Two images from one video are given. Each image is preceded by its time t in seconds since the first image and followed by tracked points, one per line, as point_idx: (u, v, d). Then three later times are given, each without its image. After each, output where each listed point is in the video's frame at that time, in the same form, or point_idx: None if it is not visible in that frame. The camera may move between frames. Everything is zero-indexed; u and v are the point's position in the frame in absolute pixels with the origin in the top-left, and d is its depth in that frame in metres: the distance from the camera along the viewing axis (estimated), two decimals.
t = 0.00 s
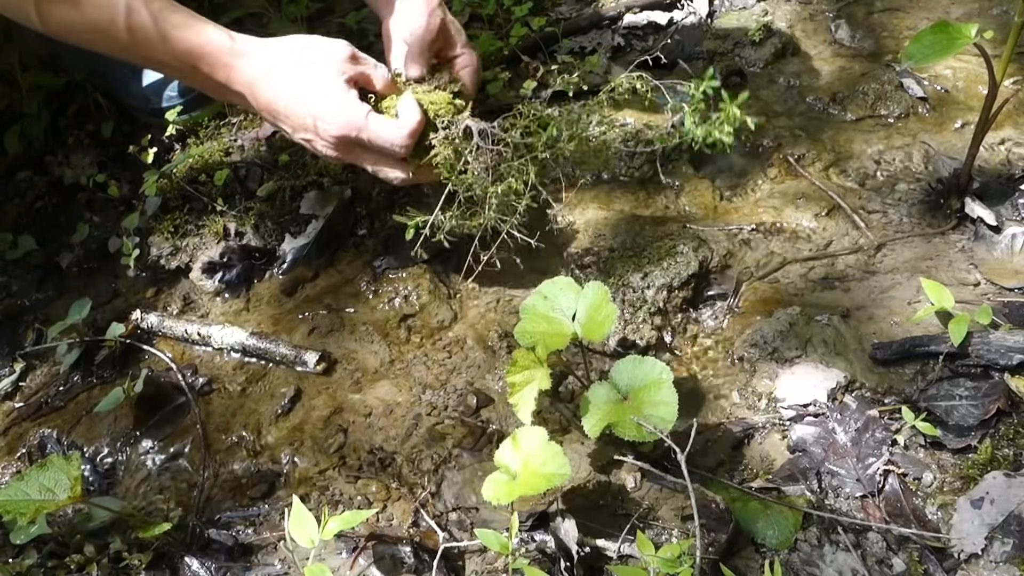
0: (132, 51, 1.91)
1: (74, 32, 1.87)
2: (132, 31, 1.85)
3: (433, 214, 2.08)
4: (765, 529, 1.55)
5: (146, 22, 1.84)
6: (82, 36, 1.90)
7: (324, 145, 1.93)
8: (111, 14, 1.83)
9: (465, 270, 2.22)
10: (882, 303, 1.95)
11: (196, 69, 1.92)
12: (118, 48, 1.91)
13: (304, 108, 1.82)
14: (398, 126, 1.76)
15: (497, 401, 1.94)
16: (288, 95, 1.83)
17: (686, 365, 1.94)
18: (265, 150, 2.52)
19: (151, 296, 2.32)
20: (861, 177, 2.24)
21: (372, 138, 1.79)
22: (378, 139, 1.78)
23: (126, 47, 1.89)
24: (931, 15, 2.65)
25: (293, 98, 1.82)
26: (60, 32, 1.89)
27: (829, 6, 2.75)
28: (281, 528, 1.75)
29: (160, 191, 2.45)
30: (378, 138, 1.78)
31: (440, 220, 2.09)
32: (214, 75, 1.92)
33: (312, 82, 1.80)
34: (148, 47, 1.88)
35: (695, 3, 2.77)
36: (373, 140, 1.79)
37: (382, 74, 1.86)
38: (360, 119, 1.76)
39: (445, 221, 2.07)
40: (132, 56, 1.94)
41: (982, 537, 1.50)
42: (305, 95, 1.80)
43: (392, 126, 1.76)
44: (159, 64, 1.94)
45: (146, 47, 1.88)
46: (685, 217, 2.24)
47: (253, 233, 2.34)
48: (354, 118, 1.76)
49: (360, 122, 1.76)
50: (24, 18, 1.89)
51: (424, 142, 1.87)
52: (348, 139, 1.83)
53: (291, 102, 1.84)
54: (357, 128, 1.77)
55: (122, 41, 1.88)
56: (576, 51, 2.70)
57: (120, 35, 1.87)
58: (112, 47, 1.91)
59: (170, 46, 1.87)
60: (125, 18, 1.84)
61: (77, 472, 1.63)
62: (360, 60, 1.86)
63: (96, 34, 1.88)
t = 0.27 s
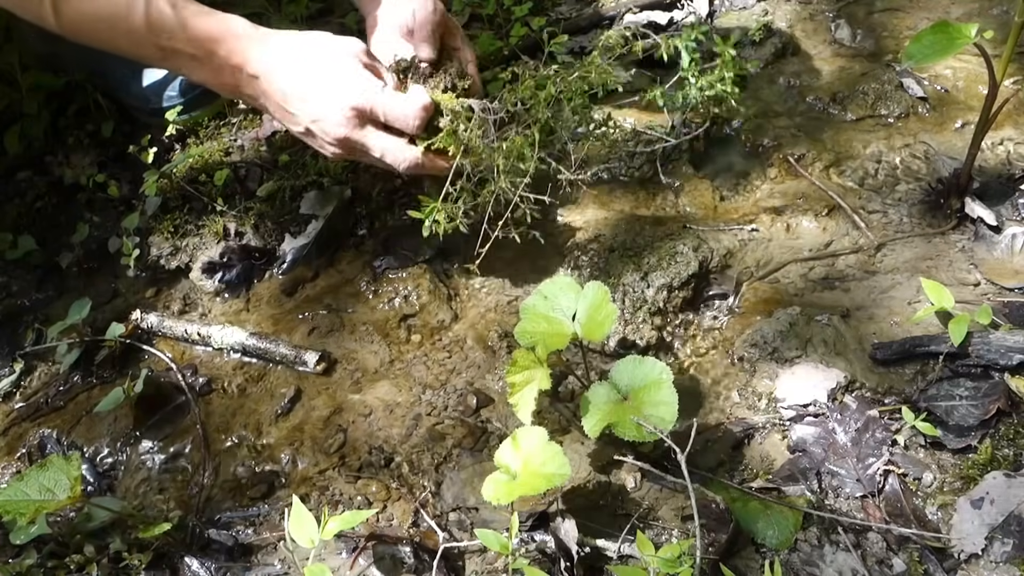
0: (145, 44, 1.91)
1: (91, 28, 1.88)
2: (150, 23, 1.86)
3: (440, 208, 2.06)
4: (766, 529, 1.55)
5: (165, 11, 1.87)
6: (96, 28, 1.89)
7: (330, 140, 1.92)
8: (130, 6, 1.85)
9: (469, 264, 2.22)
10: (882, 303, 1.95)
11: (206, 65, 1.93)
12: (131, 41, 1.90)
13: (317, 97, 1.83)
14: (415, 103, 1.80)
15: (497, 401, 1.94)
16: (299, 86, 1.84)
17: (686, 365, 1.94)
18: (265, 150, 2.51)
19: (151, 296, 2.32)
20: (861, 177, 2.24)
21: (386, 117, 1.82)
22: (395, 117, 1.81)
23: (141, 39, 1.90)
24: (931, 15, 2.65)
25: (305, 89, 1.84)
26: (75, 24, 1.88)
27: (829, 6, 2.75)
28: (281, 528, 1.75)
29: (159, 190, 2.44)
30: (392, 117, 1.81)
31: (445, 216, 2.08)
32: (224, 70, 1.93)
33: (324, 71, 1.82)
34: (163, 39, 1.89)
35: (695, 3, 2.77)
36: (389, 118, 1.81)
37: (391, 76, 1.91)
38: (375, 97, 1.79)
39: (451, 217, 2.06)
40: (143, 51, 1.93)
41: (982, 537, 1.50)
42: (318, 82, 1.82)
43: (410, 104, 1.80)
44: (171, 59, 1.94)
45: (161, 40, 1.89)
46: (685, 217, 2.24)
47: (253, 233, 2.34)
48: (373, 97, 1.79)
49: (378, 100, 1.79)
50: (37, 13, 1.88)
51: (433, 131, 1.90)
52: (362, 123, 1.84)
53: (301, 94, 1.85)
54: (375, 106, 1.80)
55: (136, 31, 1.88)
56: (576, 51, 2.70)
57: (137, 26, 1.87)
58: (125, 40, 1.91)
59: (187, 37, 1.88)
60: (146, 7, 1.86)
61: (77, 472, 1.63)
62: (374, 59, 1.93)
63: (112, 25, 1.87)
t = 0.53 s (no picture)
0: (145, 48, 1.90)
1: (91, 31, 1.88)
2: (148, 27, 1.84)
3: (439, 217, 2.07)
4: (765, 529, 1.55)
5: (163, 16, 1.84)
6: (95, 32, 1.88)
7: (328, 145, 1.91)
8: (128, 10, 1.83)
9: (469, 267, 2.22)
10: (882, 303, 1.95)
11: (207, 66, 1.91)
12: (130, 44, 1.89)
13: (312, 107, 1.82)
14: (406, 121, 1.77)
15: (497, 401, 1.94)
16: (296, 92, 1.83)
17: (686, 365, 1.94)
18: (265, 150, 2.51)
19: (151, 296, 2.32)
20: (861, 177, 2.24)
21: (378, 134, 1.79)
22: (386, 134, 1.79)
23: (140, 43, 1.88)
24: (931, 15, 2.65)
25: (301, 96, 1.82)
26: (73, 28, 1.88)
27: (829, 6, 2.75)
28: (281, 528, 1.75)
29: (159, 190, 2.44)
30: (384, 133, 1.79)
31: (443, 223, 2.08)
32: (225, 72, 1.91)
33: (322, 81, 1.79)
34: (162, 43, 1.87)
35: (695, 3, 2.77)
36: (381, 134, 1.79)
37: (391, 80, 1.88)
38: (367, 114, 1.76)
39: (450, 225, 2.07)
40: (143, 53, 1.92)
41: (982, 537, 1.50)
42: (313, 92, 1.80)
43: (402, 122, 1.77)
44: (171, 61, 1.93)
45: (160, 43, 1.87)
46: (685, 217, 2.24)
47: (253, 233, 2.34)
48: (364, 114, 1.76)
49: (369, 117, 1.76)
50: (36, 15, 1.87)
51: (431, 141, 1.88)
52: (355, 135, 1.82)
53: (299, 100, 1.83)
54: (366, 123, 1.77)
55: (135, 36, 1.86)
56: (576, 51, 2.70)
57: (135, 30, 1.85)
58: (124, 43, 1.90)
59: (185, 42, 1.86)
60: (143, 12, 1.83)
61: (77, 473, 1.63)
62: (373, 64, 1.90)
63: (111, 29, 1.86)
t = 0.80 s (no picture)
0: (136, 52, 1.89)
1: (83, 33, 1.87)
2: (138, 31, 1.83)
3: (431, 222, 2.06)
4: (765, 529, 1.55)
5: (152, 22, 1.83)
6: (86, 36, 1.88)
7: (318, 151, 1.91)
8: (118, 16, 1.82)
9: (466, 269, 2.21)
10: (883, 303, 1.95)
11: (197, 71, 1.91)
12: (122, 48, 1.89)
13: (301, 115, 1.82)
14: (393, 135, 1.77)
15: (497, 400, 1.94)
16: (286, 100, 1.83)
17: (686, 365, 1.94)
18: (264, 150, 2.51)
19: (151, 296, 2.32)
20: (861, 177, 2.24)
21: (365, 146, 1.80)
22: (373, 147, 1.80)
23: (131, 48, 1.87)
24: (931, 15, 2.65)
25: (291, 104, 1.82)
26: (65, 32, 1.87)
27: (829, 6, 2.75)
28: (281, 528, 1.75)
29: (159, 190, 2.44)
30: (370, 146, 1.79)
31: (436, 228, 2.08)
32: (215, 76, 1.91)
33: (313, 88, 1.79)
34: (152, 47, 1.86)
35: (695, 3, 2.77)
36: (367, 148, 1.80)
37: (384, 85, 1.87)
38: (354, 128, 1.77)
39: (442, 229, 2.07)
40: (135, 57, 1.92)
41: (982, 537, 1.50)
42: (302, 101, 1.80)
43: (389, 135, 1.77)
44: (162, 64, 1.92)
45: (151, 49, 1.87)
46: (685, 217, 2.24)
47: (253, 233, 2.34)
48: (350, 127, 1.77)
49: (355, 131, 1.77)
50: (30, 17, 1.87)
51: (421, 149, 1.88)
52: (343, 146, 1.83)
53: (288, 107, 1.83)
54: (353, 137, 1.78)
55: (126, 40, 1.86)
56: (576, 51, 2.69)
57: (126, 35, 1.85)
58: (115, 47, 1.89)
59: (175, 47, 1.85)
60: (132, 18, 1.82)
61: (77, 473, 1.63)
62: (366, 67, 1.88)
63: (101, 33, 1.86)
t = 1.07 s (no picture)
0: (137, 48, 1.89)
1: (84, 29, 1.87)
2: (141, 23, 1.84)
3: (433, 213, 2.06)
4: (766, 529, 1.55)
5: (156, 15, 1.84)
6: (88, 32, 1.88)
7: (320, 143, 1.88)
8: (122, 9, 1.83)
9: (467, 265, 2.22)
10: (883, 303, 1.95)
11: (198, 67, 1.90)
12: (123, 44, 1.89)
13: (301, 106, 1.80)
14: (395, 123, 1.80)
15: (497, 401, 1.94)
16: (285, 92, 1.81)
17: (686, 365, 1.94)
18: (264, 150, 2.51)
19: (150, 296, 2.32)
20: (861, 177, 2.24)
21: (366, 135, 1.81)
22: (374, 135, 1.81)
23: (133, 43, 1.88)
24: (931, 15, 2.65)
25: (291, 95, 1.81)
26: (67, 28, 1.88)
27: (829, 6, 2.75)
28: (281, 528, 1.75)
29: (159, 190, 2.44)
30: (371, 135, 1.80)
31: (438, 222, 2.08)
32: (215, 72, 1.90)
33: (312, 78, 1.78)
34: (154, 40, 1.86)
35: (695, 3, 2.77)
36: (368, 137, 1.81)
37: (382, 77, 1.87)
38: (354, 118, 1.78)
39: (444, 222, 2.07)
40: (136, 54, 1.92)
41: (982, 537, 1.50)
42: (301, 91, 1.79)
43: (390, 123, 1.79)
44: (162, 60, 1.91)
45: (152, 43, 1.87)
46: (685, 217, 2.24)
47: (253, 233, 2.34)
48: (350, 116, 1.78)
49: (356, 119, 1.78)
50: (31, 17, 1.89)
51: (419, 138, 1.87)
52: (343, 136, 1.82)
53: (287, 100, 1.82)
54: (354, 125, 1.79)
55: (128, 34, 1.86)
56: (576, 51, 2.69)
57: (128, 28, 1.85)
58: (116, 44, 1.89)
59: (176, 40, 1.85)
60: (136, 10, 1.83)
61: (77, 473, 1.63)
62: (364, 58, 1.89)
63: (103, 28, 1.86)
